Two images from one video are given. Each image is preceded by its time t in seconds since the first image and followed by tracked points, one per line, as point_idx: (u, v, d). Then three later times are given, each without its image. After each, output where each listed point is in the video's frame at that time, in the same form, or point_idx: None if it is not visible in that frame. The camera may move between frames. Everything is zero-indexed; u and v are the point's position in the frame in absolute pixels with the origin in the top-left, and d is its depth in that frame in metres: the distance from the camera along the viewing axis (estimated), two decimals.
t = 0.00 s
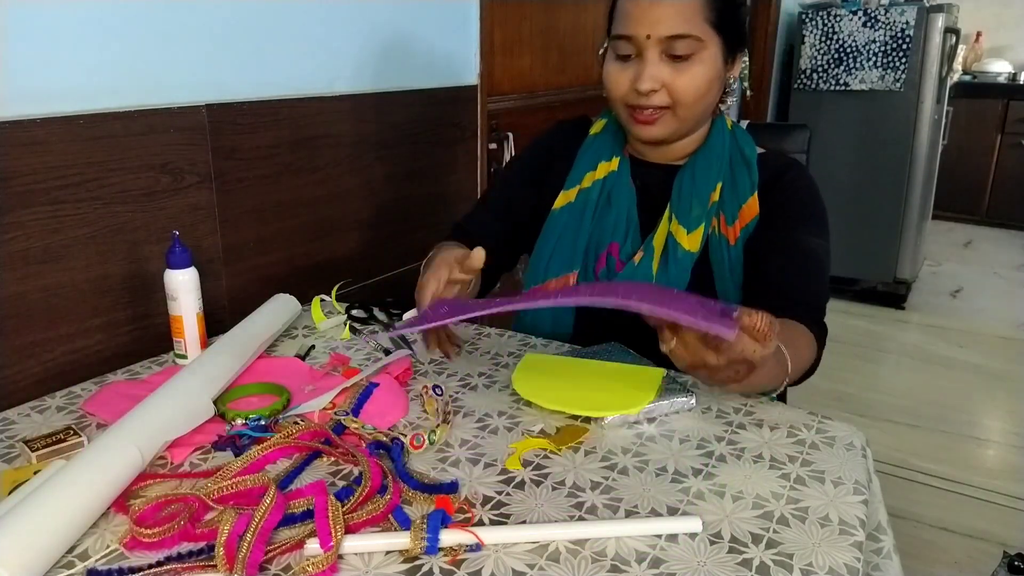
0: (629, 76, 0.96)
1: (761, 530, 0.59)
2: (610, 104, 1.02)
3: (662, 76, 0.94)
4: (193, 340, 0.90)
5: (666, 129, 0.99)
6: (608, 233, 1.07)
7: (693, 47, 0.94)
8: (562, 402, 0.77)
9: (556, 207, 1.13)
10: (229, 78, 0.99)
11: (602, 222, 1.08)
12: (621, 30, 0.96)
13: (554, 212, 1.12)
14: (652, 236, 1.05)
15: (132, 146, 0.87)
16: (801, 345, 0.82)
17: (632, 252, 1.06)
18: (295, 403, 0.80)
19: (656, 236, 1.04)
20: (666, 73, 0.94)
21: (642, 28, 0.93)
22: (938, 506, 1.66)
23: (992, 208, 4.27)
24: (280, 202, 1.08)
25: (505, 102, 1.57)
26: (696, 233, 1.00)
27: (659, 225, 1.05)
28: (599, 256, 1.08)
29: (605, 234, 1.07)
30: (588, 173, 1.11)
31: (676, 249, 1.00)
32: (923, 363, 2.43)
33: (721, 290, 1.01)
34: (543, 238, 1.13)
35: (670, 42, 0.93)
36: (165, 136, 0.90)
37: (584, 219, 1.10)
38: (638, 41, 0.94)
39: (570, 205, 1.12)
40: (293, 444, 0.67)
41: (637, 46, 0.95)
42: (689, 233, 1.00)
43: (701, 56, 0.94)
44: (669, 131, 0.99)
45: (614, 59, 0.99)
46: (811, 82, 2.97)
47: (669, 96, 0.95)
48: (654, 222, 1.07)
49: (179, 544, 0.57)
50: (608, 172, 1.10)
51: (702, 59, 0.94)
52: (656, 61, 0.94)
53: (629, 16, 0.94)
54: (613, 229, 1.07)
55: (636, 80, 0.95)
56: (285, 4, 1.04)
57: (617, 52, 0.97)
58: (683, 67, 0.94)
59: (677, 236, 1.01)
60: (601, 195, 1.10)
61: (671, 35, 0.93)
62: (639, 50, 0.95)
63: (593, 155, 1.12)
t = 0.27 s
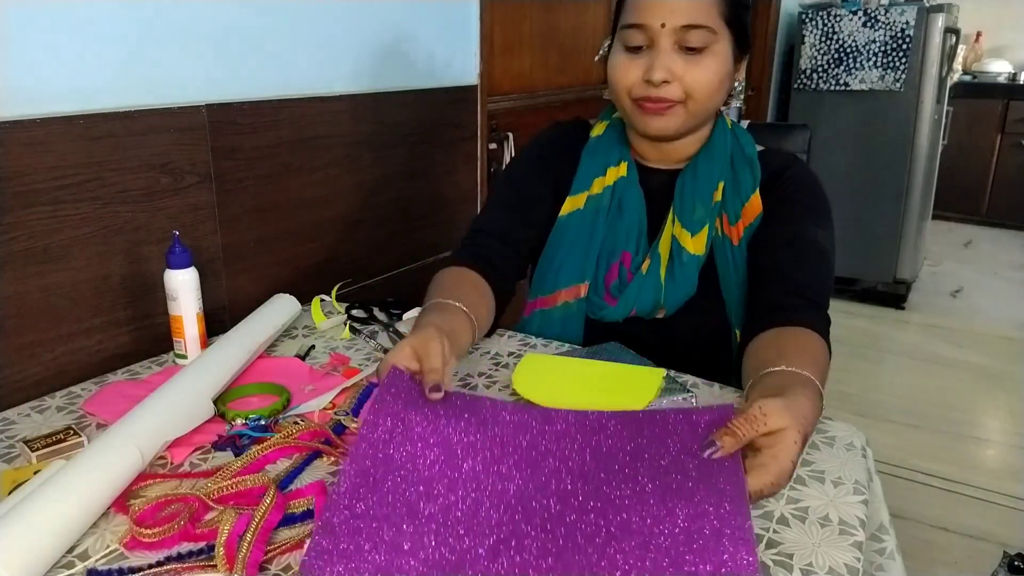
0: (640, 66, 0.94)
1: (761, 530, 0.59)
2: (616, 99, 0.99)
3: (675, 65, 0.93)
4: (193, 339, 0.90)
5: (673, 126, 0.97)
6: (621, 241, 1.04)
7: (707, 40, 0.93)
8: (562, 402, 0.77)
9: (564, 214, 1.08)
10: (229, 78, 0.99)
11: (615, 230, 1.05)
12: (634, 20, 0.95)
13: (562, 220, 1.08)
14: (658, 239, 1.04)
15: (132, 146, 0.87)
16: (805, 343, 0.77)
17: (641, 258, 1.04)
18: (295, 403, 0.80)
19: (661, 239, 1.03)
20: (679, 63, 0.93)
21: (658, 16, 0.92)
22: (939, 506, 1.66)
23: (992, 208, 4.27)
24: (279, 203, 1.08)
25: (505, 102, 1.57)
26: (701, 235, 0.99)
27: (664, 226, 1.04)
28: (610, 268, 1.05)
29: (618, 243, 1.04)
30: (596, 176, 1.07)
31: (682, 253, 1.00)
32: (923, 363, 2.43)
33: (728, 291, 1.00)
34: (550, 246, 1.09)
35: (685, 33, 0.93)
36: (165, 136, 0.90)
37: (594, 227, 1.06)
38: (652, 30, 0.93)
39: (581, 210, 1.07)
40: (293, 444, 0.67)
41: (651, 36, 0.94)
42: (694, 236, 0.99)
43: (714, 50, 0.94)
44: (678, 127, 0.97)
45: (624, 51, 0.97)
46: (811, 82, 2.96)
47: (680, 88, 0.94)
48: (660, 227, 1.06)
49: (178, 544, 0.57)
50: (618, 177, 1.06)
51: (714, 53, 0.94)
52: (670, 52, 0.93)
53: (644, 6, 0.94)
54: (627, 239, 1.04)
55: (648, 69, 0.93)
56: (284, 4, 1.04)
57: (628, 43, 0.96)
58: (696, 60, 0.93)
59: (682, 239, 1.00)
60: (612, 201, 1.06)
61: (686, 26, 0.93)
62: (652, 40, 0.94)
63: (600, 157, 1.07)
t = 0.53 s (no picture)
0: (653, 67, 0.91)
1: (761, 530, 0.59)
2: (623, 102, 0.96)
3: (690, 68, 0.90)
4: (193, 339, 0.90)
5: (681, 133, 0.93)
6: (623, 262, 1.02)
7: (722, 44, 0.91)
8: (562, 402, 0.77)
9: (560, 233, 1.06)
10: (229, 78, 0.99)
11: (616, 250, 1.03)
12: (649, 19, 0.92)
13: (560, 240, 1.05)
14: (662, 254, 1.02)
15: (132, 146, 0.87)
16: (811, 364, 0.77)
17: (645, 275, 1.02)
18: (295, 403, 0.80)
19: (666, 253, 1.01)
20: (694, 67, 0.90)
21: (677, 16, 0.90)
22: (939, 506, 1.66)
23: (992, 208, 4.27)
24: (279, 203, 1.08)
25: (505, 101, 1.57)
26: (708, 247, 0.97)
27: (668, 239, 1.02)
28: (613, 288, 1.02)
29: (620, 263, 1.02)
30: (594, 194, 1.05)
31: (688, 267, 0.97)
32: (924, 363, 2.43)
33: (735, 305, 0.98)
34: (549, 267, 1.06)
35: (701, 36, 0.90)
36: (166, 137, 0.90)
37: (595, 245, 1.04)
38: (668, 29, 0.90)
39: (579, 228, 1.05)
40: (293, 444, 0.67)
41: (667, 37, 0.91)
42: (701, 248, 0.97)
43: (728, 56, 0.91)
44: (686, 134, 0.94)
45: (635, 51, 0.94)
46: (811, 82, 2.97)
47: (693, 93, 0.90)
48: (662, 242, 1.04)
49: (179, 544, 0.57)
50: (616, 194, 1.04)
51: (729, 60, 0.91)
52: (685, 54, 0.90)
53: (662, 4, 0.91)
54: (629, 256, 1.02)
55: (663, 70, 0.90)
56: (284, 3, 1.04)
57: (641, 43, 0.93)
58: (710, 65, 0.90)
59: (688, 252, 0.98)
60: (612, 220, 1.04)
61: (703, 27, 0.90)
62: (667, 40, 0.91)
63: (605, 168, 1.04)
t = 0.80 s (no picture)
0: (644, 82, 0.89)
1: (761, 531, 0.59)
2: (612, 116, 0.94)
3: (681, 84, 0.88)
4: (193, 339, 0.90)
5: (672, 146, 0.93)
6: (616, 271, 1.01)
7: (714, 58, 0.89)
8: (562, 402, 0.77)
9: (550, 241, 1.04)
10: (229, 78, 0.99)
11: (608, 258, 1.02)
12: (640, 32, 0.90)
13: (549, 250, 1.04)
14: (656, 264, 1.01)
15: (132, 146, 0.87)
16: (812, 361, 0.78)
17: (640, 285, 1.01)
18: (295, 404, 0.80)
19: (661, 263, 1.00)
20: (685, 82, 0.88)
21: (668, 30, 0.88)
22: (939, 507, 1.66)
23: (992, 208, 4.27)
24: (279, 203, 1.08)
25: (505, 101, 1.57)
26: (704, 256, 0.97)
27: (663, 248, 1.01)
28: (606, 298, 1.01)
29: (613, 272, 1.01)
30: (584, 202, 1.04)
31: (685, 277, 0.97)
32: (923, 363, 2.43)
33: (731, 313, 0.98)
34: (538, 277, 1.05)
35: (693, 50, 0.88)
36: (165, 137, 0.90)
37: (585, 254, 1.03)
38: (660, 44, 0.89)
39: (569, 237, 1.03)
40: (293, 444, 0.67)
41: (657, 51, 0.89)
42: (697, 257, 0.97)
43: (720, 69, 0.90)
44: (676, 148, 0.93)
45: (624, 63, 0.92)
46: (811, 82, 2.97)
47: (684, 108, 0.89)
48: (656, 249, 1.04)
49: (178, 544, 0.57)
50: (606, 201, 1.03)
51: (721, 73, 0.90)
52: (676, 68, 0.89)
53: (652, 19, 0.89)
54: (621, 266, 1.01)
55: (654, 86, 0.88)
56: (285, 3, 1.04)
57: (630, 55, 0.91)
58: (702, 79, 0.89)
59: (684, 262, 0.97)
60: (602, 227, 1.03)
61: (695, 42, 0.88)
62: (658, 55, 0.89)
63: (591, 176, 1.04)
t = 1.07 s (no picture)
0: (639, 86, 0.88)
1: (761, 531, 0.59)
2: (607, 120, 0.93)
3: (678, 86, 0.87)
4: (193, 340, 0.90)
5: (669, 150, 0.91)
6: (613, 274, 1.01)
7: (710, 60, 0.89)
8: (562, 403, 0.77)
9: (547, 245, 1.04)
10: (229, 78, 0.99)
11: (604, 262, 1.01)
12: (635, 35, 0.89)
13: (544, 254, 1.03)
14: (652, 269, 1.01)
15: (132, 146, 0.87)
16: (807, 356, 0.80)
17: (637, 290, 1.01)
18: (295, 404, 0.80)
19: (658, 268, 1.00)
20: (682, 84, 0.87)
21: (664, 33, 0.87)
22: (940, 507, 1.66)
23: (993, 208, 4.27)
24: (278, 203, 1.08)
25: (505, 101, 1.57)
26: (700, 261, 0.97)
27: (659, 253, 1.00)
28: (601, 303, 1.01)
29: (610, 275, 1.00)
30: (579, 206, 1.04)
31: (683, 283, 0.97)
32: (924, 363, 2.42)
33: (726, 316, 0.99)
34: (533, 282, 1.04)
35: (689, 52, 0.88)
36: (165, 137, 0.90)
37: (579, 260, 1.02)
38: (655, 47, 0.88)
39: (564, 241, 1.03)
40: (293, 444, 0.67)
41: (653, 53, 0.88)
42: (694, 263, 0.97)
43: (717, 73, 0.89)
44: (674, 151, 0.92)
45: (618, 66, 0.90)
46: (812, 82, 2.96)
47: (681, 111, 0.88)
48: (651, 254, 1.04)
49: (178, 544, 0.57)
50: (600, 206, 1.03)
51: (717, 76, 0.89)
52: (672, 71, 0.88)
53: (648, 22, 0.88)
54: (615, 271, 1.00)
55: (650, 88, 0.87)
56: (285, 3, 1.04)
57: (625, 56, 0.90)
58: (699, 82, 0.88)
59: (682, 268, 0.98)
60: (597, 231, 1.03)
61: (691, 44, 0.88)
62: (654, 58, 0.88)
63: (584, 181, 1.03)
